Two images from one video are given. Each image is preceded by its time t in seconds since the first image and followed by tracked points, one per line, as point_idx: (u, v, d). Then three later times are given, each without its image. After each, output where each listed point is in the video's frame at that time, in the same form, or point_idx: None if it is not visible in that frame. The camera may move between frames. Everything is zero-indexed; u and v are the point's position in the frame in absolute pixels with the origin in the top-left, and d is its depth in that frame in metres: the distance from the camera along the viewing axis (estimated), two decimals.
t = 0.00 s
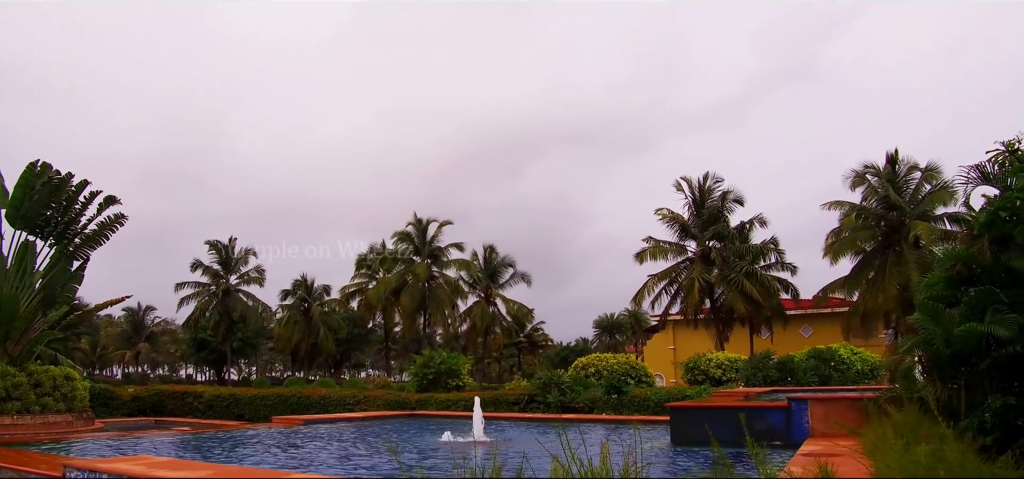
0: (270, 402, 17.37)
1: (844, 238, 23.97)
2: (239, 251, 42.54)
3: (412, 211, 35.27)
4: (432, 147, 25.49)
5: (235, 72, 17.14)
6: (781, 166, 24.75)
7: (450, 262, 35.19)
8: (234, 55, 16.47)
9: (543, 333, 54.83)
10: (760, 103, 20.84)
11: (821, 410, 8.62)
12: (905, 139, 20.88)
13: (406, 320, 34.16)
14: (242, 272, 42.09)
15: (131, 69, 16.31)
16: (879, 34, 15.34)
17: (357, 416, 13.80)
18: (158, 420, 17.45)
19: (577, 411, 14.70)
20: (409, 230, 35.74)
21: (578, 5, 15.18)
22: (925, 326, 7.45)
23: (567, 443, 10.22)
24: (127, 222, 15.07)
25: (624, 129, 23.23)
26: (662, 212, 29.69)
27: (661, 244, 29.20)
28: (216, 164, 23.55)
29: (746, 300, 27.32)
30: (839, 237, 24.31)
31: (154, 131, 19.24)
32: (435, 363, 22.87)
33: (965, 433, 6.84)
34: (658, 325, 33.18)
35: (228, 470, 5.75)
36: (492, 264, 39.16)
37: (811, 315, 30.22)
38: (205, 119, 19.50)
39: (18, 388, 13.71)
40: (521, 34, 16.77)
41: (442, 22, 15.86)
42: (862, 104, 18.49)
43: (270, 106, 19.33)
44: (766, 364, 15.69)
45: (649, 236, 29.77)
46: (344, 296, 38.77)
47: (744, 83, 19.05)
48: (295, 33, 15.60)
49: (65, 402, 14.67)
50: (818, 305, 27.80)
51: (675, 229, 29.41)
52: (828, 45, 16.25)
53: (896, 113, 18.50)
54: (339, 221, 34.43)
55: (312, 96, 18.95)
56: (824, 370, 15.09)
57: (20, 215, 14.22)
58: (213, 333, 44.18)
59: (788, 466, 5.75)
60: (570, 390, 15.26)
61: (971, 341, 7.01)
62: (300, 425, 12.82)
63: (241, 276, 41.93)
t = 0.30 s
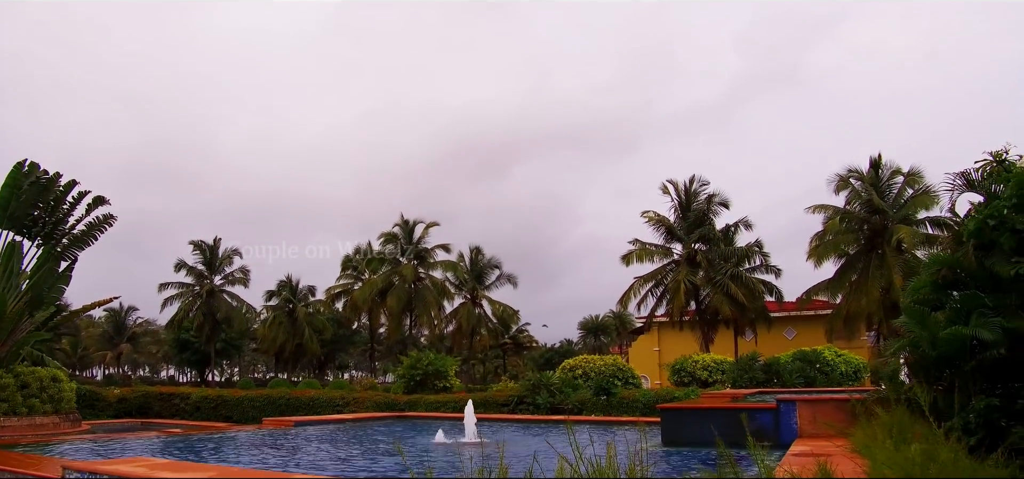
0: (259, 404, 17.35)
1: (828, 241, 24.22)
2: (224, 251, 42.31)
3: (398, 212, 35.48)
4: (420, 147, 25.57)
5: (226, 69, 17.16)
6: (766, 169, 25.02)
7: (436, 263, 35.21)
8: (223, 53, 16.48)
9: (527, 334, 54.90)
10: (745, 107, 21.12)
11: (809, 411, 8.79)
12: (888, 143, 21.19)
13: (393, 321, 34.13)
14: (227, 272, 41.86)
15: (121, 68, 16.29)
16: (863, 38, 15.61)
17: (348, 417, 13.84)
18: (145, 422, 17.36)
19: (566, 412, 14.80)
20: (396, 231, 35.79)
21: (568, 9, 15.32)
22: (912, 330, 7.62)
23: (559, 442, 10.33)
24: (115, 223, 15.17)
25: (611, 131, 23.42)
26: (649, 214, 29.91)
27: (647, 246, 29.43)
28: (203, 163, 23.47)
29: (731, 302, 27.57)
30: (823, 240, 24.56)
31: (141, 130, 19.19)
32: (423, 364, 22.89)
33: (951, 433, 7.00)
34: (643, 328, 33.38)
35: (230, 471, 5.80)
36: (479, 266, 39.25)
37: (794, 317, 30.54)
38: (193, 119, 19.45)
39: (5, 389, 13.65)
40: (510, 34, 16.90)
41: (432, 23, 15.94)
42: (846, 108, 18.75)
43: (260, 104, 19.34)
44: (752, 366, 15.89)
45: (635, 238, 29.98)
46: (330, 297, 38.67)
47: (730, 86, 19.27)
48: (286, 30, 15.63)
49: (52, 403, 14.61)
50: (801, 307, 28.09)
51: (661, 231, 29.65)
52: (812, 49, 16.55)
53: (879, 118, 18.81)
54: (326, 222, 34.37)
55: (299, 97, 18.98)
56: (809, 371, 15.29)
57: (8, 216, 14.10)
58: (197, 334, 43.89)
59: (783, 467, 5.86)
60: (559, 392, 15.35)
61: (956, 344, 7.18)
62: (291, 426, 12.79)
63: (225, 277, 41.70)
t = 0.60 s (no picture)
0: (233, 405, 17.28)
1: (798, 245, 24.68)
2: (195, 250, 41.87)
3: (373, 212, 35.61)
4: (398, 147, 25.61)
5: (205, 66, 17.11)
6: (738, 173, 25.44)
7: (411, 264, 35.19)
8: (203, 50, 16.44)
9: (500, 335, 54.96)
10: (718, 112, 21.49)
11: (782, 412, 9.04)
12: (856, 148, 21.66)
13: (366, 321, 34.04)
14: (198, 271, 41.43)
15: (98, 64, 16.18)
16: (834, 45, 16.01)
17: (324, 418, 13.86)
18: (116, 424, 17.19)
19: (542, 413, 14.95)
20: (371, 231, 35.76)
21: (548, 13, 15.52)
22: (880, 333, 7.89)
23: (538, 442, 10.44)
24: (90, 222, 15.17)
25: (588, 133, 23.66)
26: (623, 217, 30.24)
27: (621, 248, 29.74)
28: (177, 161, 23.30)
29: (703, 304, 27.95)
30: (794, 243, 25.01)
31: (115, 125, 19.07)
32: (397, 365, 22.90)
33: (915, 433, 7.28)
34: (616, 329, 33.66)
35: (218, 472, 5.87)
36: (453, 266, 39.31)
37: (764, 319, 31.03)
38: (167, 116, 19.34)
39: None
40: (489, 36, 17.04)
41: (412, 24, 16.03)
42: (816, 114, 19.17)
43: (237, 102, 19.28)
44: (724, 367, 16.18)
45: (609, 240, 30.27)
46: (303, 297, 38.47)
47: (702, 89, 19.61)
48: (266, 28, 15.64)
49: (22, 404, 14.46)
50: (772, 309, 28.55)
51: (635, 234, 29.98)
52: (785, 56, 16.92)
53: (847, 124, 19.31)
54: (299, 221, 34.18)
55: (277, 96, 18.96)
56: (780, 373, 15.60)
57: None
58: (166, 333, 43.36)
59: (758, 465, 6.05)
60: (535, 393, 15.49)
61: (922, 347, 7.46)
62: (269, 427, 12.79)
63: (196, 276, 41.24)
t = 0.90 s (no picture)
0: (204, 405, 17.13)
1: (766, 248, 25.09)
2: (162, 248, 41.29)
3: (345, 211, 35.44)
4: (371, 145, 25.56)
5: (177, 64, 16.96)
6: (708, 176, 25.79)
7: (382, 264, 35.07)
8: (175, 46, 16.29)
9: (471, 335, 54.94)
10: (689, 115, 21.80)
11: (754, 412, 9.26)
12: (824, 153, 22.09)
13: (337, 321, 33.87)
14: (165, 269, 40.86)
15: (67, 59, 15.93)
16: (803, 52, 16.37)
17: (297, 418, 13.84)
18: (84, 424, 16.96)
19: (516, 413, 15.06)
20: (342, 231, 35.58)
21: (522, 15, 15.63)
22: (849, 336, 8.11)
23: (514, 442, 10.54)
24: (59, 219, 15.01)
25: (562, 135, 23.84)
26: (594, 218, 30.47)
27: (593, 249, 29.98)
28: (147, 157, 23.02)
29: (673, 306, 28.28)
30: (762, 246, 25.43)
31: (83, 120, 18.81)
32: (369, 365, 22.86)
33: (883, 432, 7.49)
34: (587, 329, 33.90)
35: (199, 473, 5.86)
36: (424, 267, 39.25)
37: (733, 321, 31.48)
38: (138, 111, 19.11)
39: None
40: (464, 37, 17.10)
41: (388, 21, 16.05)
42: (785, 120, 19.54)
43: (209, 99, 19.12)
44: (695, 368, 16.45)
45: (581, 242, 30.50)
46: (272, 296, 38.13)
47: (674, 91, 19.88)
48: (239, 24, 15.56)
49: None
50: (740, 311, 28.98)
51: (607, 235, 30.26)
52: (755, 63, 17.25)
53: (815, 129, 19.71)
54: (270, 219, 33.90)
55: (249, 93, 18.83)
56: (749, 374, 15.89)
57: None
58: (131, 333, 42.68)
59: (735, 464, 6.23)
60: (509, 393, 15.60)
61: (889, 350, 7.68)
62: (243, 428, 12.73)
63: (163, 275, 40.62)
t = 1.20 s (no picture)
0: (192, 405, 17.06)
1: (751, 250, 25.34)
2: (144, 247, 40.95)
3: (331, 210, 35.18)
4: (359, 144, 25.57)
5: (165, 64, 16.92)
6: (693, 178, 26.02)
7: (368, 263, 35.00)
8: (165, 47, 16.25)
9: (455, 335, 54.91)
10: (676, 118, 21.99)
11: (745, 411, 9.44)
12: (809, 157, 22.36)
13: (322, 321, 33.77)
14: (147, 269, 40.53)
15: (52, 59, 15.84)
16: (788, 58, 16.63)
17: (288, 419, 13.86)
18: (70, 424, 16.85)
19: (506, 413, 15.16)
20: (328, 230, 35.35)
21: (514, 17, 15.74)
22: (838, 337, 8.29)
23: (508, 441, 10.63)
24: (47, 217, 14.90)
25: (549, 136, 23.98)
26: (581, 219, 30.62)
27: (579, 251, 30.14)
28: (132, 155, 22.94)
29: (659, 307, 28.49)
30: (747, 249, 25.68)
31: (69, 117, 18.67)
32: (356, 365, 22.84)
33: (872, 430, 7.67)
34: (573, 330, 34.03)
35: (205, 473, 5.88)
36: (410, 267, 39.21)
37: (717, 322, 31.77)
38: (125, 109, 19.01)
39: None
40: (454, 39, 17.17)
41: (377, 19, 16.11)
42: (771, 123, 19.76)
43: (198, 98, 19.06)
44: (683, 369, 16.66)
45: (567, 242, 30.66)
46: (256, 296, 37.93)
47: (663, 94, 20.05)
48: (230, 22, 15.54)
49: None
50: (724, 312, 29.24)
51: (593, 237, 30.43)
52: (741, 70, 17.48)
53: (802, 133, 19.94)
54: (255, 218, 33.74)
55: (239, 93, 18.79)
56: (737, 375, 16.10)
57: None
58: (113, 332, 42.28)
59: (731, 462, 6.37)
60: (499, 393, 15.69)
61: (878, 351, 7.86)
62: (234, 428, 12.71)
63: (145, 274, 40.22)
